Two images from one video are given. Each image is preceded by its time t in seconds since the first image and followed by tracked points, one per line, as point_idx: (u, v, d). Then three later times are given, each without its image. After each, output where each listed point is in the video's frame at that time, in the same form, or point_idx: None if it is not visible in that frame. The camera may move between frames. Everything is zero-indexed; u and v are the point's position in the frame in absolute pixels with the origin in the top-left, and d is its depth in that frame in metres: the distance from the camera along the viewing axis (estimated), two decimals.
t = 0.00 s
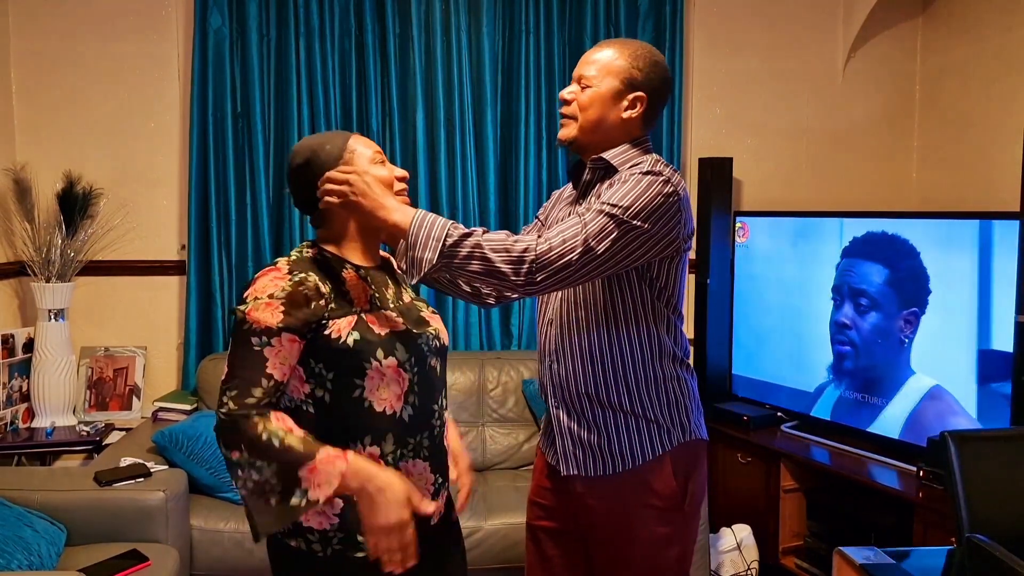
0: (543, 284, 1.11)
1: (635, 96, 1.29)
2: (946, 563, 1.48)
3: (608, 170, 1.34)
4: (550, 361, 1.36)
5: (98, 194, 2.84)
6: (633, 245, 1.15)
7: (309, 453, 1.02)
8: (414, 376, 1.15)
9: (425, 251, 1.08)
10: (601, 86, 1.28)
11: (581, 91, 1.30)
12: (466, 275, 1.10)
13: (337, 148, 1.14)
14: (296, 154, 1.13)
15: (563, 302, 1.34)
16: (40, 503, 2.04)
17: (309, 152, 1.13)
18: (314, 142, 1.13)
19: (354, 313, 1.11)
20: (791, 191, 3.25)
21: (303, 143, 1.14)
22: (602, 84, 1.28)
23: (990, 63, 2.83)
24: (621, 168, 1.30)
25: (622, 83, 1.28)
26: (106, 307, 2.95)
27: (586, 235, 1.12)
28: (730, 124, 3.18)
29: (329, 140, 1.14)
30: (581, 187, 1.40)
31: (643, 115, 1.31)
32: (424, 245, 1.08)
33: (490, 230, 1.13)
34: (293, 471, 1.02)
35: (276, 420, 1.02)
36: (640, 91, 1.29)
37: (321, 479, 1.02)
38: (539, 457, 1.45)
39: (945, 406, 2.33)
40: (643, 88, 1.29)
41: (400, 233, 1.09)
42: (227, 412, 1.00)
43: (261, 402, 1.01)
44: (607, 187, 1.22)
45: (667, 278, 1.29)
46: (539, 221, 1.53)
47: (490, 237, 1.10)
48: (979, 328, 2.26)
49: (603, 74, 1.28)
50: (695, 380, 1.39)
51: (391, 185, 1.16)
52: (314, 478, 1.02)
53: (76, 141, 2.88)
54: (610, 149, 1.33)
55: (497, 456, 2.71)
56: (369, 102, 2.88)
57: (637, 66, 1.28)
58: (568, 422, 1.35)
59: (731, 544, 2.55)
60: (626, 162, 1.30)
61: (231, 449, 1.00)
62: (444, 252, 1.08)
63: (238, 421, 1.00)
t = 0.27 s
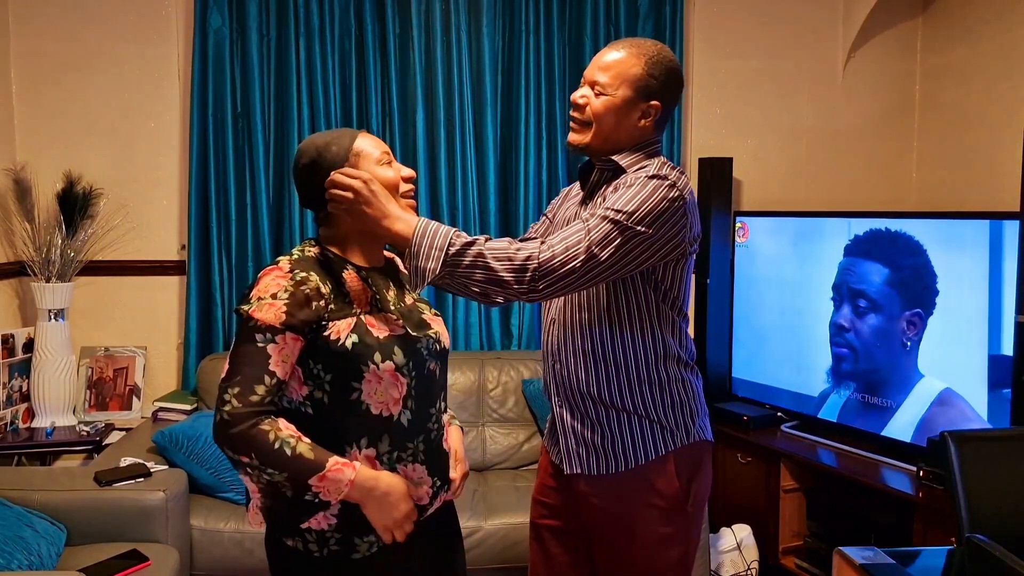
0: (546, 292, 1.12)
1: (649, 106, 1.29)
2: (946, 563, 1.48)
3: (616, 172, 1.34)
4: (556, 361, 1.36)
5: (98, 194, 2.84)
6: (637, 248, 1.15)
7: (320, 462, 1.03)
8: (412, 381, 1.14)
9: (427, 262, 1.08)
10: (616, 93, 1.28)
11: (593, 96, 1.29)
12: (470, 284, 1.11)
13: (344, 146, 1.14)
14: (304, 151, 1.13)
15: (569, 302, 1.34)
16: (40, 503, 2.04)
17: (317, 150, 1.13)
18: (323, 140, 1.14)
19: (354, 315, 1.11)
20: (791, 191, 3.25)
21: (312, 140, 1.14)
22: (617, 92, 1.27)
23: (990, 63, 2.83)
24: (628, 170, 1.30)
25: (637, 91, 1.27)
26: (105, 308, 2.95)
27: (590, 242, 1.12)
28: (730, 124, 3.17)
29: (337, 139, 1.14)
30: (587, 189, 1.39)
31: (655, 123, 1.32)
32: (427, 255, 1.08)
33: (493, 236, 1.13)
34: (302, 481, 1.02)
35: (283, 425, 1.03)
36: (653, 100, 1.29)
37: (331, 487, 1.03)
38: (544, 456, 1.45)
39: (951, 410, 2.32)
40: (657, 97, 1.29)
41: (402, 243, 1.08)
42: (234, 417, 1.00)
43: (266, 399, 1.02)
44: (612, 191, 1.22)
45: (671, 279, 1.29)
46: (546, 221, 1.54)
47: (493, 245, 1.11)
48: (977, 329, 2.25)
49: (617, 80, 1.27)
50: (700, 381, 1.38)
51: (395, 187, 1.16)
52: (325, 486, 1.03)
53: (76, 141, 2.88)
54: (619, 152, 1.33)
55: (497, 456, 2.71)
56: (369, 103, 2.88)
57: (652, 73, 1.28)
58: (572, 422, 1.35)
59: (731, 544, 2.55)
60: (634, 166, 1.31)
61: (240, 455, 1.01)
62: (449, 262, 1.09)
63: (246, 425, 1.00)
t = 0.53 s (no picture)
0: (546, 286, 1.12)
1: (657, 106, 1.29)
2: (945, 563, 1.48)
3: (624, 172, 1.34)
4: (560, 360, 1.36)
5: (98, 195, 2.84)
6: (640, 248, 1.15)
7: (304, 454, 1.02)
8: (412, 383, 1.14)
9: (425, 258, 1.08)
10: (622, 94, 1.27)
11: (601, 95, 1.29)
12: (469, 279, 1.11)
13: (343, 147, 1.14)
14: (302, 151, 1.13)
15: (573, 300, 1.34)
16: (40, 504, 2.04)
17: (315, 150, 1.13)
18: (322, 139, 1.14)
19: (351, 318, 1.10)
20: (791, 191, 3.25)
21: (312, 140, 1.14)
22: (623, 92, 1.27)
23: (990, 63, 2.83)
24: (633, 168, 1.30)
25: (644, 92, 1.27)
26: (105, 308, 2.95)
27: (591, 238, 1.12)
28: (730, 124, 3.17)
29: (335, 139, 1.14)
30: (596, 188, 1.39)
31: (663, 123, 1.31)
32: (425, 252, 1.08)
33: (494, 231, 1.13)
34: (287, 474, 1.02)
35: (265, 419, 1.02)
36: (661, 100, 1.28)
37: (317, 479, 1.03)
38: (547, 454, 1.45)
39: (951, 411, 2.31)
40: (665, 97, 1.29)
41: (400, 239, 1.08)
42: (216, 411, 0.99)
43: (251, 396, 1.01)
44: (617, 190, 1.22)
45: (676, 279, 1.29)
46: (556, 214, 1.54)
47: (493, 240, 1.11)
48: (978, 330, 2.23)
49: (624, 81, 1.27)
50: (704, 383, 1.39)
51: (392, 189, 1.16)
52: (310, 480, 1.02)
53: (76, 141, 2.88)
54: (625, 151, 1.33)
55: (497, 456, 2.70)
56: (369, 102, 2.88)
57: (659, 75, 1.27)
58: (576, 421, 1.35)
59: (731, 544, 2.55)
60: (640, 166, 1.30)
61: (220, 451, 1.00)
62: (448, 257, 1.09)
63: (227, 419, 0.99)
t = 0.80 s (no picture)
0: (542, 274, 1.12)
1: (659, 106, 1.29)
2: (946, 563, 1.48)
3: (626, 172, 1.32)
4: (562, 359, 1.36)
5: (98, 194, 2.84)
6: (639, 242, 1.15)
7: (313, 466, 1.04)
8: (410, 386, 1.14)
9: (420, 249, 1.09)
10: (625, 93, 1.27)
11: (604, 94, 1.29)
12: (464, 269, 1.11)
13: (338, 147, 1.14)
14: (295, 151, 1.13)
15: (576, 299, 1.34)
16: (40, 504, 2.04)
17: (310, 150, 1.12)
18: (319, 138, 1.13)
19: (348, 321, 1.10)
20: (791, 191, 3.25)
21: (304, 140, 1.13)
22: (626, 92, 1.27)
23: (990, 63, 2.83)
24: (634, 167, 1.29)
25: (646, 91, 1.27)
26: (105, 308, 2.95)
27: (588, 227, 1.12)
28: (730, 124, 3.17)
29: (328, 140, 1.14)
30: (598, 186, 1.37)
31: (666, 123, 1.31)
32: (419, 242, 1.09)
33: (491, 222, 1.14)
34: (295, 486, 1.03)
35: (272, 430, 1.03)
36: (663, 99, 1.28)
37: (325, 493, 1.04)
38: (551, 454, 1.45)
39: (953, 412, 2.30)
40: (667, 97, 1.28)
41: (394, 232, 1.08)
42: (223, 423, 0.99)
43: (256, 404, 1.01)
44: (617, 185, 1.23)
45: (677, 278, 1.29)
46: (558, 209, 1.53)
47: (490, 229, 1.11)
48: (980, 330, 2.23)
49: (626, 80, 1.27)
50: (708, 382, 1.39)
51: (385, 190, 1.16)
52: (317, 494, 1.04)
53: (75, 141, 2.88)
54: (628, 151, 1.33)
55: (497, 456, 2.70)
56: (369, 102, 2.88)
57: (663, 74, 1.27)
58: (579, 420, 1.35)
59: (731, 544, 2.55)
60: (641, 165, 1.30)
61: (229, 462, 1.00)
62: (443, 245, 1.10)
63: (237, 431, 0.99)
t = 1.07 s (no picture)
0: (539, 270, 1.13)
1: (657, 104, 1.28)
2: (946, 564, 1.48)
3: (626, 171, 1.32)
4: (562, 359, 1.36)
5: (98, 194, 2.84)
6: (637, 241, 1.15)
7: (320, 490, 1.02)
8: (398, 407, 1.12)
9: (417, 247, 1.10)
10: (623, 93, 1.27)
11: (602, 95, 1.30)
12: (462, 266, 1.13)
13: (332, 146, 1.12)
14: (290, 150, 1.12)
15: (576, 300, 1.34)
16: (40, 503, 2.04)
17: (303, 151, 1.11)
18: (310, 138, 1.12)
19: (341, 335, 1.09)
20: (791, 191, 3.25)
21: (299, 140, 1.12)
22: (624, 91, 1.27)
23: (991, 62, 2.83)
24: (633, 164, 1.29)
25: (644, 90, 1.27)
26: (105, 308, 2.95)
27: (585, 224, 1.13)
28: (730, 124, 3.17)
29: (322, 139, 1.12)
30: (597, 185, 1.37)
31: (665, 122, 1.31)
32: (416, 241, 1.10)
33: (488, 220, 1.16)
34: (300, 508, 1.01)
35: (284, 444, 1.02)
36: (662, 98, 1.28)
37: (327, 518, 1.02)
38: (552, 454, 1.45)
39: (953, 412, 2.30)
40: (665, 95, 1.28)
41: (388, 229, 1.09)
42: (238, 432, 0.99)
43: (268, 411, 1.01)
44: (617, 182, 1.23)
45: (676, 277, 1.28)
46: (558, 207, 1.53)
47: (486, 227, 1.13)
48: (979, 329, 2.23)
49: (624, 80, 1.27)
50: (710, 382, 1.38)
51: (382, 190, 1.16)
52: (320, 518, 1.02)
53: (75, 141, 2.88)
54: (628, 150, 1.33)
55: (497, 456, 2.70)
56: (369, 102, 2.88)
57: (661, 73, 1.27)
58: (579, 420, 1.35)
59: (731, 544, 2.55)
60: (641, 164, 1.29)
61: (241, 474, 1.00)
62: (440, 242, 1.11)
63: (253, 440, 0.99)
